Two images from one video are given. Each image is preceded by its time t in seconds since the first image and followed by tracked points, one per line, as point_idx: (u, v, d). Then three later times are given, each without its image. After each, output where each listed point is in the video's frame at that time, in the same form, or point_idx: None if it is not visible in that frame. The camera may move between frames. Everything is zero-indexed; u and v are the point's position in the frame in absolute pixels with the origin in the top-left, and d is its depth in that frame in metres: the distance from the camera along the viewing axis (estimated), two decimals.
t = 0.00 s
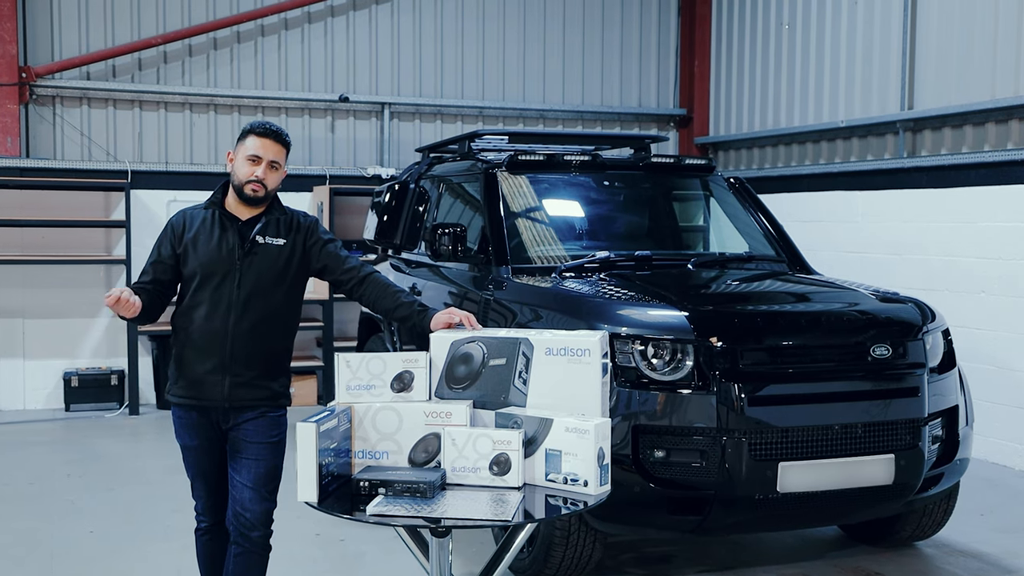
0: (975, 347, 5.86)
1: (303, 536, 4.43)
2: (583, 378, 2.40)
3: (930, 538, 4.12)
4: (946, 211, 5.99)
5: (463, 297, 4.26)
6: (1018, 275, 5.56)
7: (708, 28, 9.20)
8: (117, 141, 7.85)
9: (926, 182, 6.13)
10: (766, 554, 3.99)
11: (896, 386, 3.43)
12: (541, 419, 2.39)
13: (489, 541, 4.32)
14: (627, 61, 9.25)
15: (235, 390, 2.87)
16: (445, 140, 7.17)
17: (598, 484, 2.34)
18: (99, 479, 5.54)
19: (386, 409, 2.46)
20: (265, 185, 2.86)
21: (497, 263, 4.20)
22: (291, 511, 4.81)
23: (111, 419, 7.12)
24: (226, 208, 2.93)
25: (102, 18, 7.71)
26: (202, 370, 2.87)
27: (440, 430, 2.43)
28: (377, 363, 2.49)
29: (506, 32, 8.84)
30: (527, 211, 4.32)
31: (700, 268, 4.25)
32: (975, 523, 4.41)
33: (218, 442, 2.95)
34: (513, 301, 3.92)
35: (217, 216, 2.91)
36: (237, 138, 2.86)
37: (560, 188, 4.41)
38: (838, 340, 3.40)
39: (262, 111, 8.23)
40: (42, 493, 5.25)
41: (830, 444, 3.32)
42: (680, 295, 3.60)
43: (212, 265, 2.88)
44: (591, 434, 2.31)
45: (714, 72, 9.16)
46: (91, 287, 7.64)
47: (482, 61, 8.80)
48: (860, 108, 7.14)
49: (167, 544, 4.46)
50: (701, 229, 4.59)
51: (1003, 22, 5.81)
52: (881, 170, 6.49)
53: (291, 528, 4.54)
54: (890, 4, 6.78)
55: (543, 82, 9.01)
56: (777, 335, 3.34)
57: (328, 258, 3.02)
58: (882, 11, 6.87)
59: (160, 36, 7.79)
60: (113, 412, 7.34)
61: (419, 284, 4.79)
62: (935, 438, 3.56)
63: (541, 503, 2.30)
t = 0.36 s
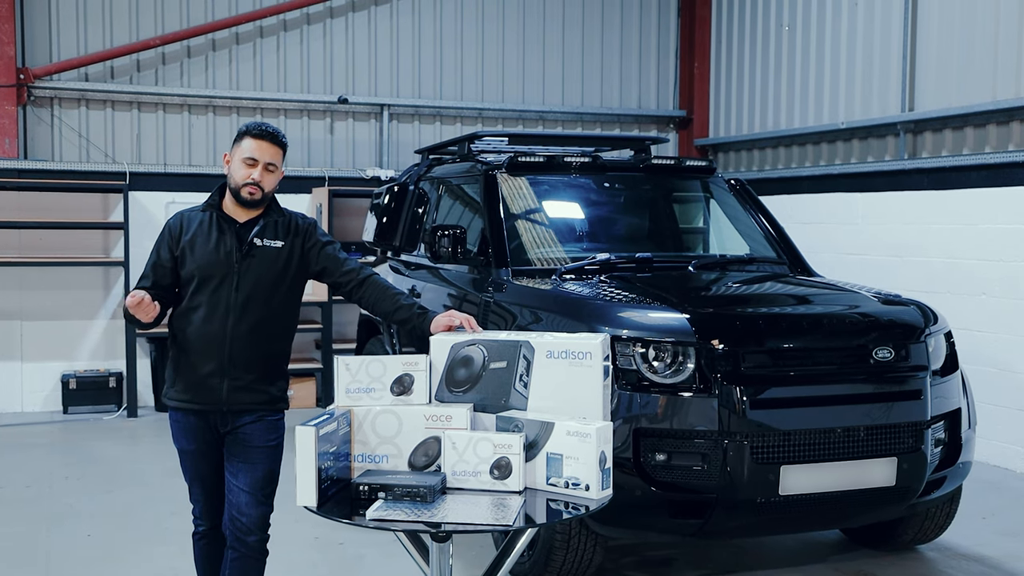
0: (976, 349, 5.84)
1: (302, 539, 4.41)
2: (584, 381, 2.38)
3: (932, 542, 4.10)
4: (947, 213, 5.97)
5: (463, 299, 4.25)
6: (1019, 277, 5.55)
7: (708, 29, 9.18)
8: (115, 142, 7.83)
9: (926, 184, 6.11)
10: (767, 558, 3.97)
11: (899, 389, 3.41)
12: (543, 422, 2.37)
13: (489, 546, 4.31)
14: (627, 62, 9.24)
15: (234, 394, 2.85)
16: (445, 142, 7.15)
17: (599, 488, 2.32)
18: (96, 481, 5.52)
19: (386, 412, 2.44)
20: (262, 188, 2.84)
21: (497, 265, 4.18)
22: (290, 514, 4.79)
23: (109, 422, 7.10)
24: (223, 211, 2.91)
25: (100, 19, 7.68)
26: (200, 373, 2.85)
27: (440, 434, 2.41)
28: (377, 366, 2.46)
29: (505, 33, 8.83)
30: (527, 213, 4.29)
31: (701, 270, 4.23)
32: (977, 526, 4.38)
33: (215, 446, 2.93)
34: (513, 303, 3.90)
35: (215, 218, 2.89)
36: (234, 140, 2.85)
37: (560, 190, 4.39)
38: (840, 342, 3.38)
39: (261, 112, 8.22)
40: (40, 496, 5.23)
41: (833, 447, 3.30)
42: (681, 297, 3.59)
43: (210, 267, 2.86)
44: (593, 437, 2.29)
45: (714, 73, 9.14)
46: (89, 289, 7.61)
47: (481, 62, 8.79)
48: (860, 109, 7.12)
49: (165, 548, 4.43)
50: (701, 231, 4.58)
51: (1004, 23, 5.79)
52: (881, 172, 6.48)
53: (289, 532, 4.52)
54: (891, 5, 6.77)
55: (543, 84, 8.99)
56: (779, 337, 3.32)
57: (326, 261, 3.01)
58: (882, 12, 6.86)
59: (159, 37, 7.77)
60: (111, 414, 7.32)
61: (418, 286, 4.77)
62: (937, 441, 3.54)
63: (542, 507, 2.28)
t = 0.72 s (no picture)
0: (978, 349, 5.82)
1: (301, 541, 4.39)
2: (587, 382, 2.37)
3: (935, 544, 4.08)
4: (949, 213, 5.95)
5: (463, 299, 4.23)
6: (1021, 277, 5.53)
7: (708, 28, 9.16)
8: (113, 142, 7.81)
9: (927, 185, 6.10)
10: (769, 560, 3.95)
11: (902, 390, 3.39)
12: (545, 424, 2.35)
13: (490, 548, 4.29)
14: (627, 62, 9.22)
15: (235, 396, 2.84)
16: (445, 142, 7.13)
17: (602, 491, 2.30)
18: (95, 483, 5.49)
19: (387, 414, 2.41)
20: (260, 185, 2.82)
21: (497, 265, 4.16)
22: (289, 515, 4.77)
23: (107, 422, 7.08)
24: (221, 210, 2.90)
25: (99, 18, 7.66)
26: (201, 375, 2.83)
27: (441, 436, 2.39)
28: (378, 368, 2.44)
29: (505, 33, 8.81)
30: (527, 213, 4.27)
31: (703, 270, 4.21)
32: (980, 528, 4.36)
33: (212, 448, 2.91)
34: (513, 303, 3.88)
35: (213, 218, 2.87)
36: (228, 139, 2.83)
37: (561, 190, 4.37)
38: (843, 343, 3.36)
39: (260, 112, 8.19)
40: (37, 498, 5.20)
41: (836, 449, 3.28)
42: (682, 297, 3.57)
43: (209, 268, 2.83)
44: (596, 439, 2.27)
45: (714, 72, 9.12)
46: (88, 289, 7.59)
47: (481, 62, 8.77)
48: (861, 109, 7.10)
49: (163, 549, 4.40)
50: (702, 231, 4.56)
51: (1006, 23, 5.77)
52: (882, 172, 6.47)
53: (289, 533, 4.50)
54: (892, 5, 6.75)
55: (543, 83, 8.97)
56: (781, 338, 3.30)
57: (326, 261, 2.99)
58: (884, 12, 6.84)
59: (157, 37, 7.74)
60: (109, 415, 7.29)
61: (418, 287, 4.75)
62: (941, 443, 3.52)
63: (545, 510, 2.26)
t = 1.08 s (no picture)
0: (979, 350, 5.81)
1: (300, 543, 4.36)
2: (589, 384, 2.34)
3: (937, 545, 4.06)
4: (950, 213, 5.93)
5: (462, 299, 4.21)
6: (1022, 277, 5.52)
7: (708, 27, 9.15)
8: (111, 142, 7.78)
9: (928, 184, 6.09)
10: (771, 561, 3.92)
11: (904, 392, 3.37)
12: (546, 426, 2.32)
13: (490, 550, 4.27)
14: (626, 62, 9.20)
15: (235, 398, 2.82)
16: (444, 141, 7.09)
17: (604, 494, 2.28)
18: (92, 484, 5.47)
19: (387, 416, 2.39)
20: (258, 183, 2.80)
21: (497, 265, 4.14)
22: (288, 517, 4.75)
23: (105, 423, 7.05)
24: (220, 210, 2.87)
25: (96, 17, 7.63)
26: (201, 377, 2.80)
27: (441, 438, 2.37)
28: (377, 369, 2.42)
29: (504, 32, 8.78)
30: (527, 213, 4.25)
31: (703, 270, 4.19)
32: (982, 529, 4.35)
33: (212, 451, 2.88)
34: (513, 304, 3.86)
35: (213, 218, 2.85)
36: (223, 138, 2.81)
37: (561, 189, 4.35)
38: (845, 343, 3.34)
39: (258, 111, 8.17)
40: (34, 499, 5.17)
41: (839, 450, 3.26)
42: (683, 297, 3.54)
43: (210, 267, 2.80)
44: (598, 442, 2.25)
45: (714, 71, 9.11)
46: (85, 289, 7.56)
47: (480, 61, 8.74)
48: (861, 108, 7.09)
49: (161, 551, 4.38)
50: (702, 230, 4.54)
51: (1006, 23, 5.76)
52: (883, 171, 6.45)
53: (287, 535, 4.47)
54: (893, 4, 6.73)
55: (542, 83, 8.95)
56: (782, 339, 3.28)
57: (326, 261, 2.97)
58: (884, 12, 6.82)
59: (155, 36, 7.71)
60: (107, 416, 7.26)
61: (417, 287, 4.73)
62: (943, 444, 3.50)
63: (546, 513, 2.24)
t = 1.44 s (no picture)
0: (978, 349, 5.80)
1: (296, 544, 4.34)
2: (588, 384, 2.32)
3: (936, 545, 4.05)
4: (949, 212, 5.92)
5: (460, 299, 4.19)
6: (1021, 276, 5.51)
7: (705, 26, 9.14)
8: (106, 140, 7.74)
9: (927, 183, 6.07)
10: (770, 562, 3.91)
11: (904, 392, 3.35)
12: (545, 427, 2.30)
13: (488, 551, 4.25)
14: (624, 62, 9.18)
15: (231, 398, 2.80)
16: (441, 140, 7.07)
17: (603, 496, 2.26)
18: (87, 485, 5.44)
19: (384, 417, 2.37)
20: (257, 182, 2.78)
21: (495, 265, 4.11)
22: (285, 518, 4.72)
23: (100, 423, 7.02)
24: (215, 207, 2.84)
25: (92, 15, 7.59)
26: (197, 377, 2.78)
27: (439, 439, 2.35)
28: (374, 370, 2.40)
29: (501, 31, 8.76)
30: (525, 212, 4.23)
31: (702, 270, 4.17)
32: (981, 529, 4.33)
33: (207, 452, 2.86)
34: (511, 303, 3.84)
35: (208, 216, 2.81)
36: (222, 136, 2.78)
37: (559, 188, 4.33)
38: (844, 343, 3.32)
39: (255, 110, 8.14)
40: (29, 500, 5.14)
41: (838, 451, 3.24)
42: (681, 297, 3.53)
43: (207, 266, 2.78)
44: (596, 443, 2.23)
45: (712, 69, 9.09)
46: (81, 289, 7.53)
47: (477, 59, 8.72)
48: (859, 107, 7.08)
49: (157, 552, 4.35)
50: (701, 229, 4.52)
51: (1005, 22, 5.74)
52: (882, 170, 6.43)
53: (284, 536, 4.45)
54: (891, 3, 6.72)
55: (539, 82, 8.93)
56: (782, 339, 3.26)
57: (320, 260, 2.96)
58: (882, 11, 6.80)
59: (150, 34, 7.68)
60: (102, 416, 7.23)
61: (414, 286, 4.71)
62: (943, 444, 3.49)
63: (545, 514, 2.22)
